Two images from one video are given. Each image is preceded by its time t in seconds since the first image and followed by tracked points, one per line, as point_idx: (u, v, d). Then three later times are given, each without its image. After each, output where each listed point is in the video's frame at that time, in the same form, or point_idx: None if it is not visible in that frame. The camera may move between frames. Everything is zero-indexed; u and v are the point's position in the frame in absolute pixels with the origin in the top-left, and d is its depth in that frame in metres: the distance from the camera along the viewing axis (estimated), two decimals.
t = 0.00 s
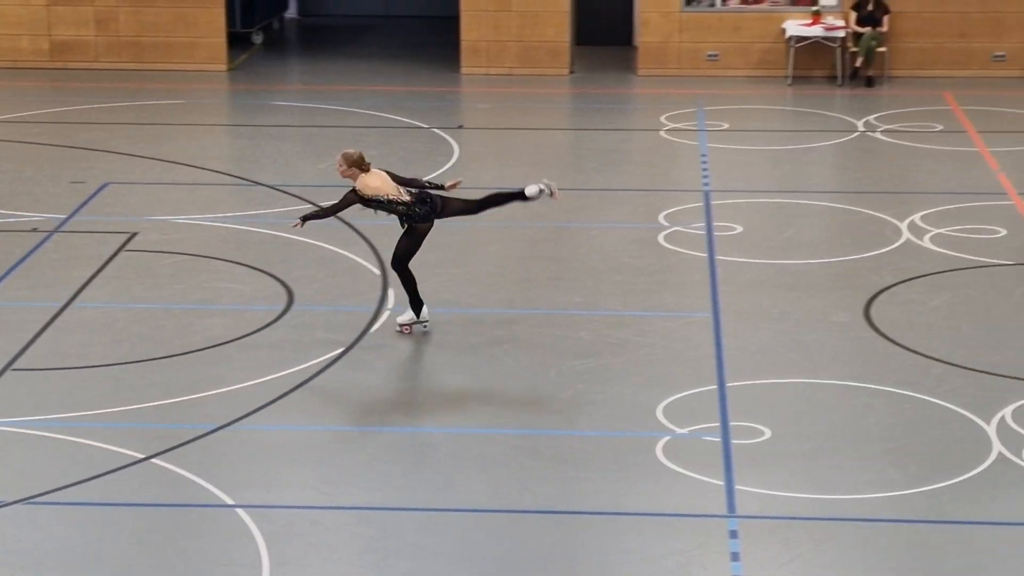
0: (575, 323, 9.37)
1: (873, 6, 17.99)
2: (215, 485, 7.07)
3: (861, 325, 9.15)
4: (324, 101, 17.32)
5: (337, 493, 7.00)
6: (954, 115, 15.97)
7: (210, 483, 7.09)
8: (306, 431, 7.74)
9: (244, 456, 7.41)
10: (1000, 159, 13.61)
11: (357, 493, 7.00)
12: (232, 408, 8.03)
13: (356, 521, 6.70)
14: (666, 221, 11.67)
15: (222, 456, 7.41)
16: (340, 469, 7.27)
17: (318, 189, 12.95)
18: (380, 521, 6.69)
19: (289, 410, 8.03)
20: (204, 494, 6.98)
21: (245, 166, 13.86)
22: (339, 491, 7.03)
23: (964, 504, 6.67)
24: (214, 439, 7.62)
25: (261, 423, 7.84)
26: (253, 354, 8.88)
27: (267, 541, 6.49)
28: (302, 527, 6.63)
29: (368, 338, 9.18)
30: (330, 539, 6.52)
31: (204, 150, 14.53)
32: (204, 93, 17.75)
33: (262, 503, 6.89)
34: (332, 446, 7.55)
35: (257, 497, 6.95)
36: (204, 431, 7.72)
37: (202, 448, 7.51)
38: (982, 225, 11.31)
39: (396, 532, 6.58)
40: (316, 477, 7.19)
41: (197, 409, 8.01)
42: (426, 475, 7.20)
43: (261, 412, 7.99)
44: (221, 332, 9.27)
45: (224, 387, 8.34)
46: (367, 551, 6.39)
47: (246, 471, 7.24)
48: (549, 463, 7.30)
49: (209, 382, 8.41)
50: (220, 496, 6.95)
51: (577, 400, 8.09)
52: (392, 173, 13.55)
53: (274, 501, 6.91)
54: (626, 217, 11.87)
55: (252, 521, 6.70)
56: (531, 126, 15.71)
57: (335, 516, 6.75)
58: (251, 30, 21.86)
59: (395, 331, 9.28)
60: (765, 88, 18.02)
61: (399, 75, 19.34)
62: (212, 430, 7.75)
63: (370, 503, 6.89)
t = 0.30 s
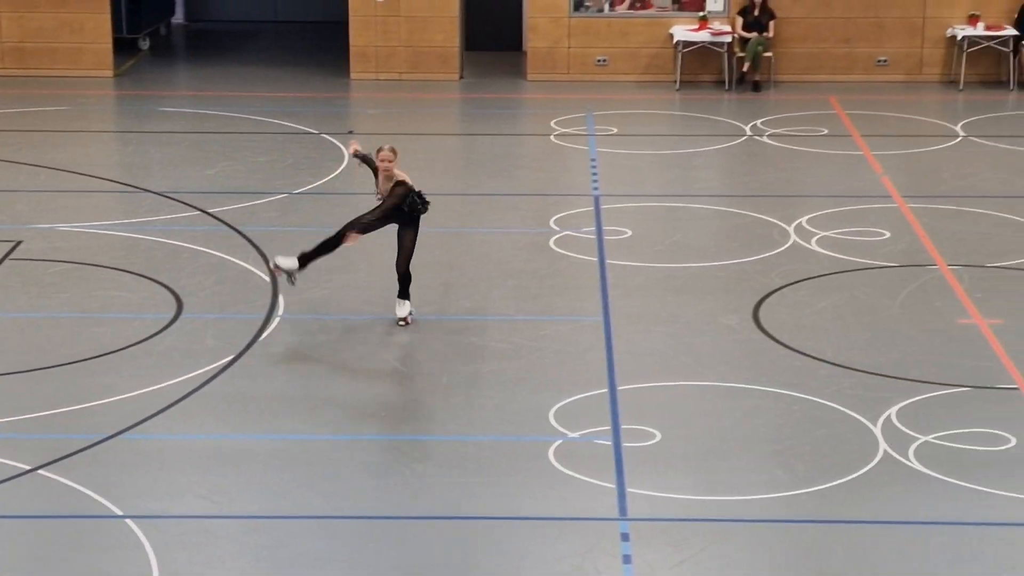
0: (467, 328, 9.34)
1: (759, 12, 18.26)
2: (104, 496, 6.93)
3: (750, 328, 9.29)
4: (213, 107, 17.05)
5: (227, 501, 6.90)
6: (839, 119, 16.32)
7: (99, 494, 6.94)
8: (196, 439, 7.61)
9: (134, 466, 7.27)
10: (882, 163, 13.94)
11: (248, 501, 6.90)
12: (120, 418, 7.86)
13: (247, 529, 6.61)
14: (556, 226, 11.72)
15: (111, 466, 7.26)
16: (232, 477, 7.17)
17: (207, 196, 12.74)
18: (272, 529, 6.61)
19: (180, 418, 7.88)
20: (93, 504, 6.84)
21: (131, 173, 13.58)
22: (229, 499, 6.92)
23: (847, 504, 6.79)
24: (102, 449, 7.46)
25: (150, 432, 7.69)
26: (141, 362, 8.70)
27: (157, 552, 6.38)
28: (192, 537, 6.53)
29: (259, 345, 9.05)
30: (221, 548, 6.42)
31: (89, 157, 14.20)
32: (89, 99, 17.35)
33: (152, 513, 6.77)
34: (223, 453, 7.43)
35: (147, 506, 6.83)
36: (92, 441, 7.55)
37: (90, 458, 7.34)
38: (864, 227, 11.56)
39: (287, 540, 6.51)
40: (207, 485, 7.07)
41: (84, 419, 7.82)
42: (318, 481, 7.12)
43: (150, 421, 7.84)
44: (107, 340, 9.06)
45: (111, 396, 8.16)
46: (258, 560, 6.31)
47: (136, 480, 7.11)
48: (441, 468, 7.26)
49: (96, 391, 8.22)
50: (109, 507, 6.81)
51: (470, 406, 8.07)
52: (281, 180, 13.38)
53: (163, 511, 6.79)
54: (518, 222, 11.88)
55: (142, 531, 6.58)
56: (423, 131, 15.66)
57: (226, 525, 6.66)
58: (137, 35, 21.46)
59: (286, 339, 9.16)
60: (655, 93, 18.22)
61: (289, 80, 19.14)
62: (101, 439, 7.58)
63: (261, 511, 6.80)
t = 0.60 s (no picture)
0: (397, 337, 9.30)
1: (684, 19, 18.46)
2: (28, 509, 6.80)
3: (678, 334, 9.35)
4: (138, 116, 16.83)
5: (154, 513, 6.79)
6: (764, 126, 16.49)
7: (23, 508, 6.81)
8: (122, 450, 7.49)
9: (58, 478, 7.14)
10: (807, 168, 14.11)
11: (175, 512, 6.80)
12: (43, 430, 7.71)
13: (174, 540, 6.52)
14: (485, 234, 11.71)
15: (34, 479, 7.12)
16: (159, 488, 7.06)
17: (132, 205, 12.56)
18: (200, 540, 6.52)
19: (105, 429, 7.75)
20: (17, 519, 6.70)
21: (54, 182, 13.35)
22: (156, 510, 6.82)
23: (774, 508, 6.85)
24: (26, 462, 7.32)
25: (74, 444, 7.56)
26: (66, 374, 8.54)
27: (83, 566, 6.27)
28: (118, 550, 6.42)
29: (186, 355, 8.93)
30: (148, 560, 6.33)
31: (10, 167, 13.93)
32: (10, 108, 17.04)
33: (78, 525, 6.65)
34: (149, 464, 7.32)
35: (72, 519, 6.71)
36: (15, 454, 7.40)
37: (13, 472, 7.20)
38: (790, 233, 11.69)
39: (216, 550, 6.43)
40: (133, 496, 6.96)
41: (6, 433, 7.67)
42: (247, 491, 7.04)
43: (75, 433, 7.70)
44: (30, 352, 8.89)
45: (35, 409, 8.01)
46: (187, 572, 6.22)
47: (60, 493, 6.97)
48: (370, 477, 7.21)
49: (19, 404, 8.06)
50: (33, 520, 6.69)
51: (399, 414, 8.02)
52: (207, 189, 13.23)
53: (89, 523, 6.68)
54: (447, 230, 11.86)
55: (67, 544, 6.47)
56: (351, 139, 15.59)
57: (153, 536, 6.56)
58: (61, 43, 21.15)
59: (214, 349, 9.04)
60: (583, 100, 18.29)
61: (216, 88, 18.95)
62: (24, 452, 7.43)
63: (189, 522, 6.70)
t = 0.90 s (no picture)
0: (366, 349, 9.26)
1: (650, 30, 18.55)
2: None
3: (647, 343, 9.36)
4: (104, 129, 16.72)
5: (123, 528, 6.73)
6: (731, 135, 16.56)
7: None
8: (90, 465, 7.41)
9: (24, 494, 7.06)
10: (774, 178, 14.17)
11: (145, 527, 6.74)
12: (9, 446, 7.62)
13: (143, 555, 6.46)
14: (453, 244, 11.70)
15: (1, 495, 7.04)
16: (127, 503, 7.00)
17: (98, 219, 12.47)
18: (169, 555, 6.46)
19: (71, 444, 7.68)
20: None
21: (19, 196, 13.24)
22: (125, 525, 6.75)
23: (744, 517, 6.86)
24: None
25: (41, 459, 7.48)
26: (32, 389, 8.46)
27: None
28: (87, 566, 6.35)
29: (153, 369, 8.86)
30: None
31: None
32: None
33: (45, 541, 6.58)
34: (117, 479, 7.25)
35: (39, 535, 6.64)
36: None
37: None
38: (758, 242, 11.74)
39: (185, 565, 6.37)
40: (101, 511, 6.89)
41: None
42: (216, 505, 6.98)
43: (41, 448, 7.62)
44: None
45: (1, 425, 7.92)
46: None
47: (27, 509, 6.90)
48: (339, 490, 7.17)
49: None
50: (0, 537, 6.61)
51: (368, 427, 7.98)
52: (174, 202, 13.15)
53: (57, 539, 6.61)
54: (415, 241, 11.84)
55: (34, 561, 6.39)
56: (319, 151, 15.54)
57: (122, 551, 6.49)
58: (26, 56, 21.01)
59: (182, 362, 8.97)
60: (550, 111, 18.32)
61: (183, 101, 18.85)
62: None
63: (158, 537, 6.64)
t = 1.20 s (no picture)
0: (353, 365, 9.23)
1: (637, 45, 18.59)
2: None
3: (635, 358, 9.35)
4: (91, 146, 16.69)
5: (111, 547, 6.68)
6: (718, 150, 16.60)
7: None
8: (78, 484, 7.37)
9: (11, 514, 7.01)
10: (761, 193, 14.19)
11: (133, 546, 6.69)
12: None
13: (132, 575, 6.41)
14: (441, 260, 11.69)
15: None
16: (116, 522, 6.95)
17: (85, 236, 12.43)
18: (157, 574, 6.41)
19: (59, 463, 7.63)
20: None
21: (5, 214, 13.20)
22: (113, 544, 6.71)
23: (735, 532, 6.84)
24: None
25: (29, 479, 7.43)
26: (19, 407, 8.42)
27: None
28: None
29: (141, 387, 8.81)
30: None
31: None
32: None
33: (33, 561, 6.53)
34: (105, 498, 7.20)
35: (27, 555, 6.59)
36: None
37: None
38: (746, 256, 11.75)
39: None
40: (89, 530, 6.85)
41: None
42: (205, 523, 6.94)
43: (28, 467, 7.57)
44: None
45: None
46: None
47: (14, 529, 6.85)
48: (327, 507, 7.14)
49: None
50: None
51: (356, 443, 7.96)
52: (161, 219, 13.12)
53: (44, 559, 6.56)
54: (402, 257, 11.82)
55: None
56: (307, 168, 15.54)
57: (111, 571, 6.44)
58: (12, 75, 20.99)
59: (170, 380, 8.93)
60: (537, 127, 18.35)
61: (170, 118, 18.84)
62: None
63: (146, 556, 6.59)
